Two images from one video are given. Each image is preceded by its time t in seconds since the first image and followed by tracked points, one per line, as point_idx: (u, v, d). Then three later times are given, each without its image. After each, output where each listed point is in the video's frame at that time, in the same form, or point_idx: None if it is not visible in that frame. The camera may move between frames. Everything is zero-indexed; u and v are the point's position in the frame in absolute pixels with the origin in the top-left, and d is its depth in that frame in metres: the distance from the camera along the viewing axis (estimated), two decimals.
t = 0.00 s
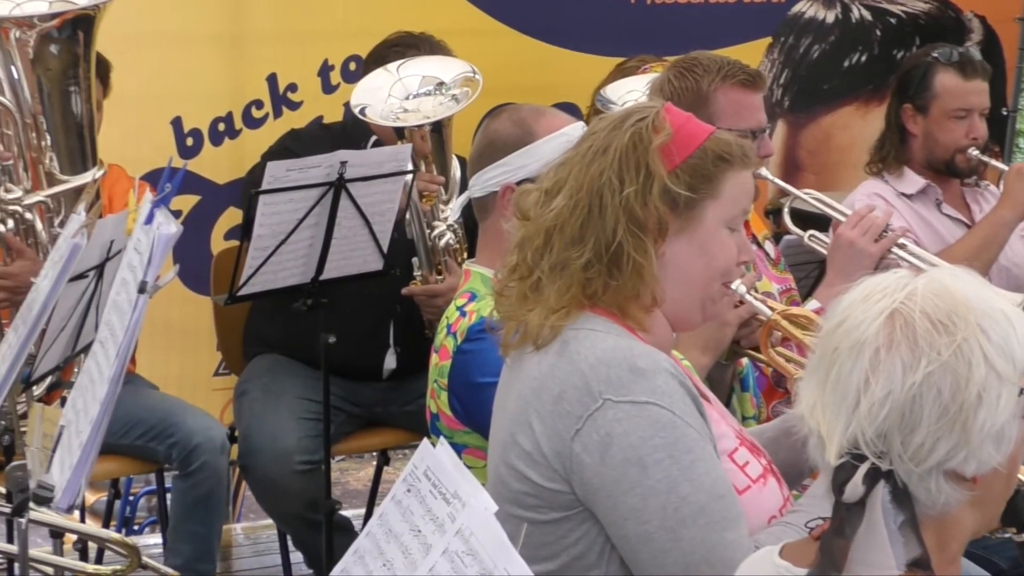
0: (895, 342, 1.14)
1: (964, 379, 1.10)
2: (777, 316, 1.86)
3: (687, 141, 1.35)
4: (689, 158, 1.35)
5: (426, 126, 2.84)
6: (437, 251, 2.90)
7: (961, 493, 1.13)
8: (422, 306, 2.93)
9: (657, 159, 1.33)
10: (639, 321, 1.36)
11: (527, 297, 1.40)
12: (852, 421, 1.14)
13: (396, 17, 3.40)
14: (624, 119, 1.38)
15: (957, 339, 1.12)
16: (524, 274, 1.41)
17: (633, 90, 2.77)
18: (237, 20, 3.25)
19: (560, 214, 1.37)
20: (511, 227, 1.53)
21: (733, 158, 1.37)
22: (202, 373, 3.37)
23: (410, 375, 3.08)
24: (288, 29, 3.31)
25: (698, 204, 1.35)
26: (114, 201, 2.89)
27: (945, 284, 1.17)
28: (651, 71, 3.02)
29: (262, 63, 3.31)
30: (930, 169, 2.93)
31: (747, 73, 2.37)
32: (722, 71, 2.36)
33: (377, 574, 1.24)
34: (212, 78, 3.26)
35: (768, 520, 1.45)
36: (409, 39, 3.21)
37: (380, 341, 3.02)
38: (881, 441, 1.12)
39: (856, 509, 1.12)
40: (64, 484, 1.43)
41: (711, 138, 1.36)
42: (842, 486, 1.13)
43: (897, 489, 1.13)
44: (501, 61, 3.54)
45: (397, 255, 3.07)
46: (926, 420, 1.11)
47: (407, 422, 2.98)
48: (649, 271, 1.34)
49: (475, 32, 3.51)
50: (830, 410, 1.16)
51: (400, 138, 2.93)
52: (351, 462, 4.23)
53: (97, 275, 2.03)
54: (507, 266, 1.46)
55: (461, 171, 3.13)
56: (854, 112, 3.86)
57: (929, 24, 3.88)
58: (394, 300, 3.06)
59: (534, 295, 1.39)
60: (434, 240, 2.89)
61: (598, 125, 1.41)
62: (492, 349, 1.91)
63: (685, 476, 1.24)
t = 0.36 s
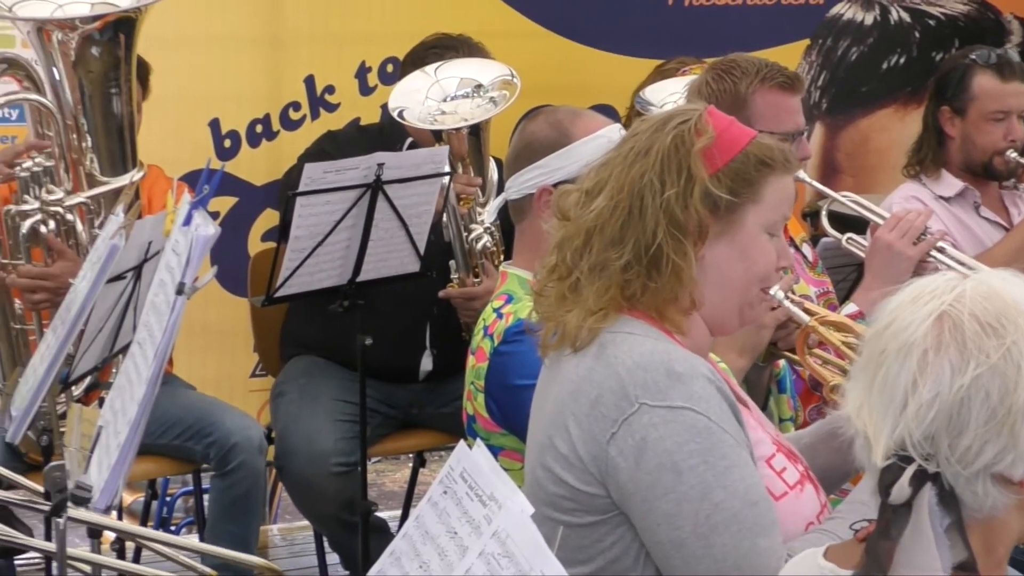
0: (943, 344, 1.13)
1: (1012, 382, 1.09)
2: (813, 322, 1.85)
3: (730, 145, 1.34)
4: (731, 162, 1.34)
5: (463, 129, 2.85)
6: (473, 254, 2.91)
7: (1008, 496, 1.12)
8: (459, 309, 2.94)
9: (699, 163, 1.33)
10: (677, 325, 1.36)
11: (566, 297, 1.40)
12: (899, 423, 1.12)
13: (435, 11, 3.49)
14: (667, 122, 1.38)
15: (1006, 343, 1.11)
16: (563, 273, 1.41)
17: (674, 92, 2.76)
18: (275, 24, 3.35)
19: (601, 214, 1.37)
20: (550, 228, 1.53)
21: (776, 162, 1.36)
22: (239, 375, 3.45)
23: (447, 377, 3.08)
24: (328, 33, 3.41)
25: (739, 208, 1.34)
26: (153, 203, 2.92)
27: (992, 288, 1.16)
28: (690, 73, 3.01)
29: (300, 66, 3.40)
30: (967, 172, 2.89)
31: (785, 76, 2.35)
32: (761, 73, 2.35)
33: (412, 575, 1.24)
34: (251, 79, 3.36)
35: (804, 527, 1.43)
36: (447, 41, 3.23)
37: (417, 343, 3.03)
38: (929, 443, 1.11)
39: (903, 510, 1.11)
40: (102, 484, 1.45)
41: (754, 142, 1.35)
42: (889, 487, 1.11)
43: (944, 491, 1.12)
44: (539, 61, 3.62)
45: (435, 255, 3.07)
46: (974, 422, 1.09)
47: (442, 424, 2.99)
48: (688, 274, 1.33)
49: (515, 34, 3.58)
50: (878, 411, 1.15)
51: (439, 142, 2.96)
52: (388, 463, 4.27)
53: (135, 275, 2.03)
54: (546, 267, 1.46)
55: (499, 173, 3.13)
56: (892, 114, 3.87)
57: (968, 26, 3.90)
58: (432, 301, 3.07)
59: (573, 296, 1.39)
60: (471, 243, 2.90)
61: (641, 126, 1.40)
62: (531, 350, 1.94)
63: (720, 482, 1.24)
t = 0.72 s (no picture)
0: (1018, 350, 1.13)
1: None
2: (851, 323, 1.77)
3: (766, 146, 1.34)
4: (769, 163, 1.34)
5: (496, 133, 2.86)
6: (508, 258, 2.93)
7: None
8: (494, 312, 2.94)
9: (734, 164, 1.33)
10: (714, 327, 1.36)
11: (602, 300, 1.40)
12: (971, 425, 1.12)
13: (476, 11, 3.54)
14: (702, 124, 1.37)
15: None
16: (599, 276, 1.41)
17: (712, 94, 2.75)
18: (313, 27, 3.39)
19: (637, 217, 1.36)
20: (586, 231, 1.53)
21: (811, 163, 1.36)
22: (276, 377, 3.47)
23: (482, 380, 3.08)
24: (366, 34, 3.44)
25: (775, 210, 1.34)
26: (191, 204, 2.95)
27: None
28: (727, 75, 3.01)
29: (337, 68, 3.43)
30: (1007, 175, 2.86)
31: (823, 79, 2.34)
32: (798, 76, 2.34)
33: None
34: (289, 82, 3.39)
35: (842, 530, 1.42)
36: (479, 43, 3.23)
37: (453, 344, 3.03)
38: (999, 447, 1.10)
39: (969, 513, 1.10)
40: (141, 484, 1.46)
41: (789, 144, 1.35)
42: (958, 489, 1.10)
43: (1012, 495, 1.11)
44: (572, 68, 3.64)
45: (469, 259, 3.07)
46: None
47: (480, 426, 3.00)
48: (725, 276, 1.32)
49: (550, 36, 3.62)
50: (949, 413, 1.14)
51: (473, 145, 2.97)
52: (423, 465, 4.29)
53: (172, 276, 2.07)
54: (582, 269, 1.45)
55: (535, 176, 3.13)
56: (930, 117, 3.83)
57: (1007, 28, 3.86)
58: (467, 302, 3.07)
59: (609, 298, 1.39)
60: (505, 247, 2.92)
61: (676, 128, 1.40)
62: (568, 352, 1.95)
63: (759, 484, 1.23)
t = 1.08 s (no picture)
0: None
1: None
2: (889, 326, 1.73)
3: (806, 148, 1.33)
4: (807, 165, 1.33)
5: (533, 137, 2.85)
6: (545, 261, 2.94)
7: None
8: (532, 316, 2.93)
9: (773, 166, 1.32)
10: (754, 330, 1.35)
11: (642, 303, 1.40)
12: None
13: (514, 13, 3.54)
14: (741, 125, 1.37)
15: None
16: (639, 279, 1.41)
17: (748, 95, 2.75)
18: (353, 30, 3.41)
19: (676, 220, 1.36)
20: (624, 233, 1.53)
21: (850, 165, 1.35)
22: (315, 378, 3.51)
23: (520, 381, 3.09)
24: (406, 36, 3.46)
25: (815, 211, 1.34)
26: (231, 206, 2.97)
27: None
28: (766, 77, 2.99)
29: (377, 70, 3.45)
30: None
31: (864, 81, 2.32)
32: (838, 78, 2.32)
33: None
34: (329, 84, 3.42)
35: (883, 532, 1.41)
36: (516, 46, 3.24)
37: (491, 346, 3.05)
38: None
39: None
40: (180, 485, 1.47)
41: (829, 145, 1.35)
42: None
43: None
44: (611, 72, 3.65)
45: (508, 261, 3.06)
46: None
47: (518, 428, 3.00)
48: (765, 279, 1.32)
49: (588, 40, 3.62)
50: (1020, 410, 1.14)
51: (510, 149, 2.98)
52: (462, 466, 4.32)
53: (213, 277, 2.09)
54: (621, 272, 1.45)
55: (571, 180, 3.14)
56: (972, 119, 3.79)
57: None
58: (506, 305, 3.08)
59: (649, 301, 1.39)
60: (542, 250, 2.92)
61: (714, 130, 1.40)
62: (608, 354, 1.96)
63: (801, 487, 1.23)
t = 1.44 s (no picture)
0: None
1: None
2: (931, 330, 1.70)
3: (846, 151, 1.33)
4: (846, 168, 1.33)
5: (571, 140, 2.87)
6: (582, 264, 2.95)
7: None
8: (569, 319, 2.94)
9: (812, 168, 1.32)
10: (792, 333, 1.35)
11: (679, 305, 1.40)
12: None
13: (552, 16, 3.55)
14: (780, 128, 1.37)
15: None
16: (676, 281, 1.41)
17: (789, 99, 2.74)
18: (392, 32, 3.44)
19: (713, 222, 1.36)
20: (664, 236, 1.53)
21: (891, 169, 1.35)
22: (355, 379, 3.54)
23: (559, 383, 3.10)
24: (445, 39, 3.48)
25: (853, 215, 1.33)
26: (270, 208, 3.01)
27: None
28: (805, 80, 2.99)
29: (416, 73, 3.48)
30: None
31: (904, 83, 2.30)
32: (879, 80, 2.30)
33: None
34: (368, 87, 3.45)
35: (920, 536, 1.41)
36: (553, 49, 3.24)
37: (529, 349, 3.05)
38: None
39: None
40: (219, 486, 1.48)
41: (869, 149, 1.34)
42: None
43: None
44: (650, 75, 3.65)
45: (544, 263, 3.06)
46: None
47: (556, 430, 3.01)
48: (802, 281, 1.32)
49: (626, 43, 3.62)
50: None
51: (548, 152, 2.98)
52: (500, 469, 4.35)
53: (252, 279, 2.12)
54: (659, 275, 1.45)
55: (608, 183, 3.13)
56: (1013, 121, 3.77)
57: None
58: (544, 307, 3.09)
59: (686, 303, 1.39)
60: (579, 254, 2.93)
61: (754, 132, 1.40)
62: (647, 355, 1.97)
63: (835, 490, 1.23)
